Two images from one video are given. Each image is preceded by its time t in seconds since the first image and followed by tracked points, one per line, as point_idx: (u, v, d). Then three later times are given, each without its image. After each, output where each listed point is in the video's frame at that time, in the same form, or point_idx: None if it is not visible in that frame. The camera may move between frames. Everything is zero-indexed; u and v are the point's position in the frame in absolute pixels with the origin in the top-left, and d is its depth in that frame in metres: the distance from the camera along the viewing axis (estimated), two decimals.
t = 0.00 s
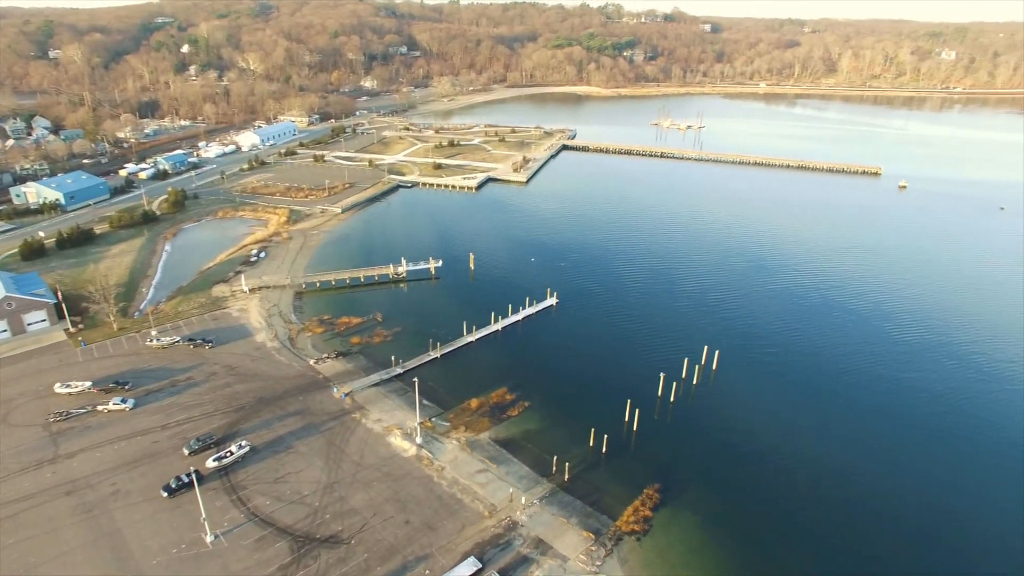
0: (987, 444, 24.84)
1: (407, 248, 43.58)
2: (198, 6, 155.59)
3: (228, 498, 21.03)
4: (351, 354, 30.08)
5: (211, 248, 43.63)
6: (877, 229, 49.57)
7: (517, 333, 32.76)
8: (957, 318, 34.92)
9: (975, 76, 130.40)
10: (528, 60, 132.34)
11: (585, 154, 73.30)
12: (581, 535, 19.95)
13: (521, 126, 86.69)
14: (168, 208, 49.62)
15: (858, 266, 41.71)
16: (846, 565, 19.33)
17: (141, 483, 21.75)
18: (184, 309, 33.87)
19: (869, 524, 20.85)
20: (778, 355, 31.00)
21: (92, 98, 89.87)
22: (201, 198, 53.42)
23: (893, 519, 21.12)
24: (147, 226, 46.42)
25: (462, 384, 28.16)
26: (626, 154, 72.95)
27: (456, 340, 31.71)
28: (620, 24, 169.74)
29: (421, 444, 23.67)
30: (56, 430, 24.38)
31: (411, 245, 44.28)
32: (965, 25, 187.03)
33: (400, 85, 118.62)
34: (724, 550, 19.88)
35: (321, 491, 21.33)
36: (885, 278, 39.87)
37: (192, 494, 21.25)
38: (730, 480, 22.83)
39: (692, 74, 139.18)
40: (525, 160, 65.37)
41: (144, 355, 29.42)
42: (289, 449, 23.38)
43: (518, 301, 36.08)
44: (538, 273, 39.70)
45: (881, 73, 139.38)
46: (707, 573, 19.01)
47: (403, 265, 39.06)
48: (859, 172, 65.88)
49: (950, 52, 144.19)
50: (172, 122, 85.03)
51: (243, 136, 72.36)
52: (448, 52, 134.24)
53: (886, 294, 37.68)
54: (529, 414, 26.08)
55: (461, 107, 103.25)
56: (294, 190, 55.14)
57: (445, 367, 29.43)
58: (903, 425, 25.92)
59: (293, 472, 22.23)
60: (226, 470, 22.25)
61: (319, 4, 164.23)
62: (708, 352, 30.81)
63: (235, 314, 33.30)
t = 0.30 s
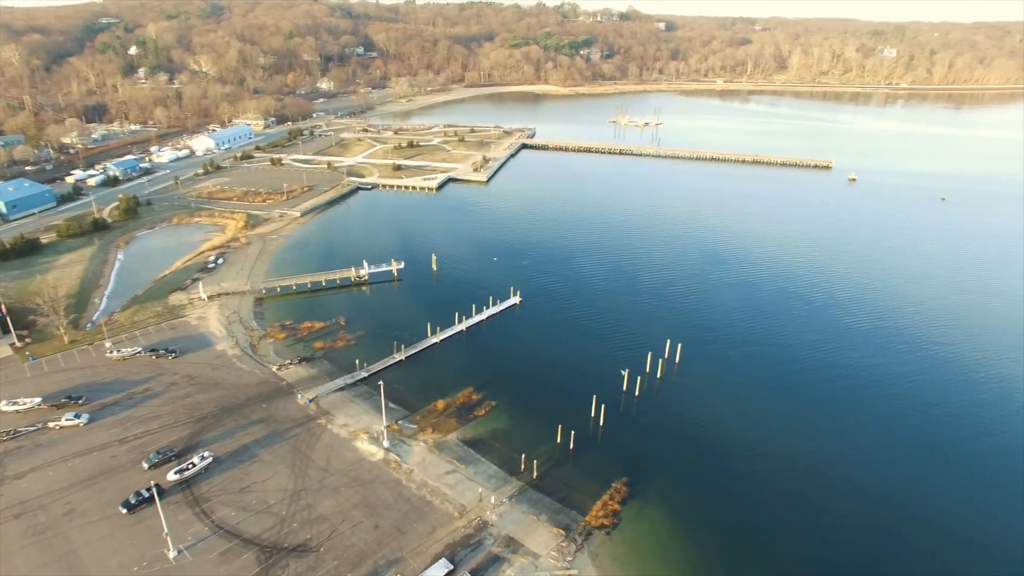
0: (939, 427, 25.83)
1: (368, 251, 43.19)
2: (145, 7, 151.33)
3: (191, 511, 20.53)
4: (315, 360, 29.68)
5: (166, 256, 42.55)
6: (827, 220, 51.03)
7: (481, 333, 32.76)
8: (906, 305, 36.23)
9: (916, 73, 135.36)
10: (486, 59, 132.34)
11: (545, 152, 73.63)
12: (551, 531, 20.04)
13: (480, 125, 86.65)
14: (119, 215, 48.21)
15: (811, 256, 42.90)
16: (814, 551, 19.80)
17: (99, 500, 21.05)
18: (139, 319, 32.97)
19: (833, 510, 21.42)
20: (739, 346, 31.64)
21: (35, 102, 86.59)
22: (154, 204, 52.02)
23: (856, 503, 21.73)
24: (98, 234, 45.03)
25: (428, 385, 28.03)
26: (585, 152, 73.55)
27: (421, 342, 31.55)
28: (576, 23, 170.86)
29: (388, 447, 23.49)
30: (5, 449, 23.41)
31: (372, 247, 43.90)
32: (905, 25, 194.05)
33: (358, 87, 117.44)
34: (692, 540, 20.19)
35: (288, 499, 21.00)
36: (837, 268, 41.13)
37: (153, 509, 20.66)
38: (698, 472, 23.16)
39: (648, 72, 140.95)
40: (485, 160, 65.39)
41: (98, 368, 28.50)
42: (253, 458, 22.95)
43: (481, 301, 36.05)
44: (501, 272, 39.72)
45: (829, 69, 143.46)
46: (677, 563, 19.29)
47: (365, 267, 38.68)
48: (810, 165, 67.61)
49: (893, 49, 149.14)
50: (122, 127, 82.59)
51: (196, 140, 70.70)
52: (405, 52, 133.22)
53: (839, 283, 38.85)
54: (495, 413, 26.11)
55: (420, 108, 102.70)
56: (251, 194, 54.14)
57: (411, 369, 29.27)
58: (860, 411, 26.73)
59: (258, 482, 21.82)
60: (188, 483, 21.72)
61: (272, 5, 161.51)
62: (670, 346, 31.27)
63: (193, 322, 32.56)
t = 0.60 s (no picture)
0: (891, 411, 26.65)
1: (329, 254, 42.64)
2: (88, 6, 146.34)
3: (152, 526, 19.96)
4: (277, 366, 29.20)
5: (118, 265, 41.32)
6: (780, 213, 52.27)
7: (446, 334, 32.66)
8: (858, 293, 37.32)
9: (861, 69, 139.54)
10: (443, 59, 131.86)
11: (504, 151, 73.67)
12: (521, 529, 20.11)
13: (439, 126, 86.28)
14: (67, 224, 46.60)
15: (765, 248, 43.86)
16: (777, 537, 20.24)
17: (53, 519, 20.28)
18: (91, 330, 31.95)
19: (795, 498, 21.92)
20: (699, 339, 32.14)
21: None
22: (104, 212, 50.46)
23: (816, 490, 22.29)
24: (45, 244, 43.46)
25: (394, 388, 27.83)
26: (544, 150, 73.84)
27: (385, 344, 31.29)
28: (532, 21, 171.35)
29: (355, 452, 23.26)
30: None
31: (332, 250, 43.35)
32: (849, 23, 199.93)
33: (313, 89, 115.81)
34: (660, 531, 20.49)
35: (253, 509, 20.62)
36: (790, 259, 42.17)
37: (112, 526, 20.03)
38: (663, 464, 23.46)
39: (605, 70, 142.17)
40: (445, 160, 65.17)
41: (48, 382, 27.48)
42: (216, 469, 22.46)
43: (445, 302, 35.93)
44: (463, 273, 39.63)
45: (779, 66, 146.78)
46: (647, 554, 19.56)
47: (326, 271, 38.17)
48: (763, 160, 69.08)
49: (838, 46, 153.44)
50: (66, 132, 79.78)
51: (147, 145, 68.72)
52: (361, 53, 131.71)
53: (793, 274, 39.81)
54: (462, 414, 26.08)
55: (378, 109, 101.80)
56: (207, 199, 52.94)
57: (375, 373, 29.01)
58: (816, 399, 27.46)
59: (222, 494, 21.37)
60: (148, 498, 21.11)
61: (222, 6, 158.00)
62: (634, 340, 31.63)
63: (149, 332, 31.71)
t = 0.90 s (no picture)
0: (849, 399, 27.40)
1: (287, 259, 41.96)
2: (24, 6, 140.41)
3: (109, 545, 19.31)
4: (236, 374, 28.62)
5: (66, 275, 39.93)
6: (736, 206, 53.30)
7: (409, 336, 32.48)
8: (813, 284, 38.28)
9: (808, 66, 143.28)
10: (398, 60, 130.91)
11: (462, 151, 73.49)
12: (490, 528, 20.12)
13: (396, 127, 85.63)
14: (8, 234, 44.80)
15: (722, 242, 44.59)
16: (742, 527, 20.66)
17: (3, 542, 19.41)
18: (38, 345, 30.81)
19: (761, 488, 22.36)
20: (660, 333, 32.56)
21: None
22: (48, 221, 48.69)
23: (775, 479, 22.79)
24: None
25: (357, 392, 27.55)
26: (502, 149, 73.92)
27: (347, 349, 30.95)
28: (487, 21, 171.32)
29: (320, 459, 22.95)
30: None
31: (290, 255, 42.68)
32: (795, 20, 205.11)
33: (267, 91, 113.72)
34: (629, 525, 20.75)
35: (216, 523, 20.15)
36: (746, 252, 42.97)
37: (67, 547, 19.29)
38: (631, 459, 23.71)
39: (561, 69, 143.00)
40: (403, 161, 64.75)
41: None
42: (176, 483, 21.88)
43: (406, 304, 35.70)
44: (425, 274, 39.44)
45: (730, 63, 149.66)
46: (615, 549, 19.76)
47: (284, 276, 37.56)
48: (717, 155, 70.36)
49: (786, 43, 157.22)
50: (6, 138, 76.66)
51: (93, 151, 66.54)
52: (315, 54, 129.81)
53: (751, 267, 40.59)
54: (428, 416, 25.96)
55: (333, 111, 100.55)
56: (158, 205, 51.55)
57: (338, 377, 28.66)
58: (777, 390, 28.06)
59: (183, 507, 20.82)
60: (104, 516, 20.41)
61: (168, 6, 153.67)
62: (596, 336, 31.96)
63: (102, 345, 30.73)
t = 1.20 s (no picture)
0: (808, 390, 28.02)
1: (243, 265, 41.12)
2: None
3: (64, 567, 18.59)
4: (194, 385, 27.95)
5: (9, 288, 38.40)
6: (696, 203, 54.04)
7: (371, 340, 32.19)
8: (776, 280, 38.93)
9: (757, 63, 146.52)
10: (353, 61, 129.52)
11: (420, 152, 73.07)
12: (459, 529, 20.08)
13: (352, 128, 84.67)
14: None
15: (680, 238, 45.07)
16: (704, 520, 20.94)
17: None
18: None
19: (727, 480, 22.72)
20: (621, 331, 32.76)
21: None
22: None
23: (734, 472, 23.14)
24: None
25: (320, 398, 27.20)
26: (460, 150, 73.75)
27: (308, 354, 30.49)
28: (442, 21, 170.71)
29: (284, 467, 22.58)
30: None
31: (247, 261, 41.82)
32: (743, 18, 209.82)
33: (218, 94, 111.21)
34: (598, 520, 20.94)
35: (177, 539, 19.61)
36: (704, 247, 43.50)
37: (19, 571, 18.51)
38: (599, 456, 23.89)
39: (517, 68, 143.38)
40: (360, 163, 64.07)
41: None
42: (134, 499, 21.22)
43: (368, 307, 35.35)
44: (385, 276, 39.06)
45: (682, 61, 152.03)
46: (584, 545, 19.89)
47: (241, 283, 36.80)
48: (673, 151, 71.42)
49: (736, 41, 160.54)
50: None
51: (35, 158, 64.05)
52: (267, 56, 127.36)
53: (715, 263, 41.09)
54: (392, 419, 25.77)
55: (287, 113, 98.90)
56: (107, 213, 49.95)
57: (300, 384, 28.25)
58: (742, 383, 28.51)
59: (142, 524, 20.20)
60: (56, 537, 19.62)
61: (110, 6, 148.55)
62: (558, 334, 32.09)
63: (50, 359, 29.62)
